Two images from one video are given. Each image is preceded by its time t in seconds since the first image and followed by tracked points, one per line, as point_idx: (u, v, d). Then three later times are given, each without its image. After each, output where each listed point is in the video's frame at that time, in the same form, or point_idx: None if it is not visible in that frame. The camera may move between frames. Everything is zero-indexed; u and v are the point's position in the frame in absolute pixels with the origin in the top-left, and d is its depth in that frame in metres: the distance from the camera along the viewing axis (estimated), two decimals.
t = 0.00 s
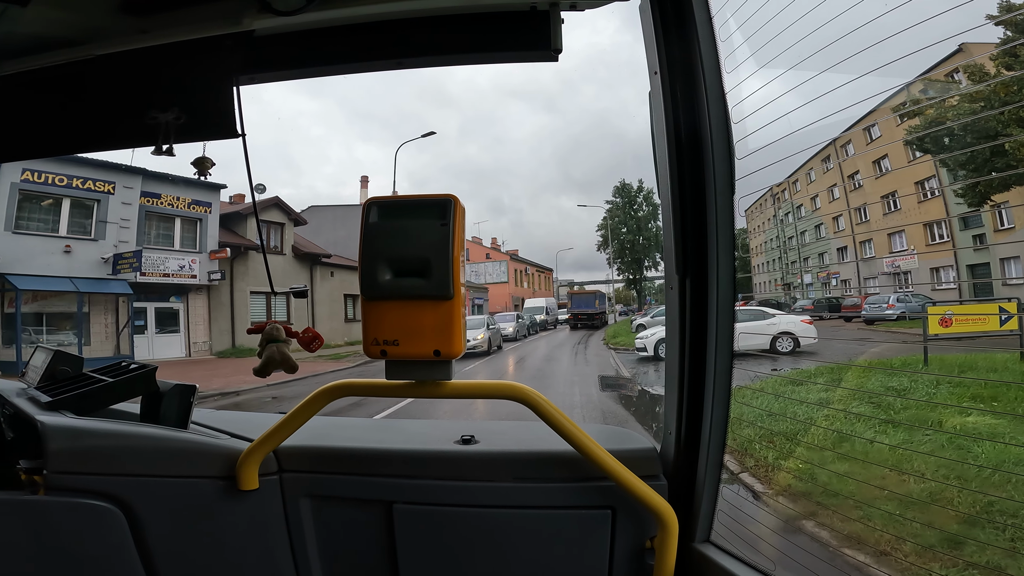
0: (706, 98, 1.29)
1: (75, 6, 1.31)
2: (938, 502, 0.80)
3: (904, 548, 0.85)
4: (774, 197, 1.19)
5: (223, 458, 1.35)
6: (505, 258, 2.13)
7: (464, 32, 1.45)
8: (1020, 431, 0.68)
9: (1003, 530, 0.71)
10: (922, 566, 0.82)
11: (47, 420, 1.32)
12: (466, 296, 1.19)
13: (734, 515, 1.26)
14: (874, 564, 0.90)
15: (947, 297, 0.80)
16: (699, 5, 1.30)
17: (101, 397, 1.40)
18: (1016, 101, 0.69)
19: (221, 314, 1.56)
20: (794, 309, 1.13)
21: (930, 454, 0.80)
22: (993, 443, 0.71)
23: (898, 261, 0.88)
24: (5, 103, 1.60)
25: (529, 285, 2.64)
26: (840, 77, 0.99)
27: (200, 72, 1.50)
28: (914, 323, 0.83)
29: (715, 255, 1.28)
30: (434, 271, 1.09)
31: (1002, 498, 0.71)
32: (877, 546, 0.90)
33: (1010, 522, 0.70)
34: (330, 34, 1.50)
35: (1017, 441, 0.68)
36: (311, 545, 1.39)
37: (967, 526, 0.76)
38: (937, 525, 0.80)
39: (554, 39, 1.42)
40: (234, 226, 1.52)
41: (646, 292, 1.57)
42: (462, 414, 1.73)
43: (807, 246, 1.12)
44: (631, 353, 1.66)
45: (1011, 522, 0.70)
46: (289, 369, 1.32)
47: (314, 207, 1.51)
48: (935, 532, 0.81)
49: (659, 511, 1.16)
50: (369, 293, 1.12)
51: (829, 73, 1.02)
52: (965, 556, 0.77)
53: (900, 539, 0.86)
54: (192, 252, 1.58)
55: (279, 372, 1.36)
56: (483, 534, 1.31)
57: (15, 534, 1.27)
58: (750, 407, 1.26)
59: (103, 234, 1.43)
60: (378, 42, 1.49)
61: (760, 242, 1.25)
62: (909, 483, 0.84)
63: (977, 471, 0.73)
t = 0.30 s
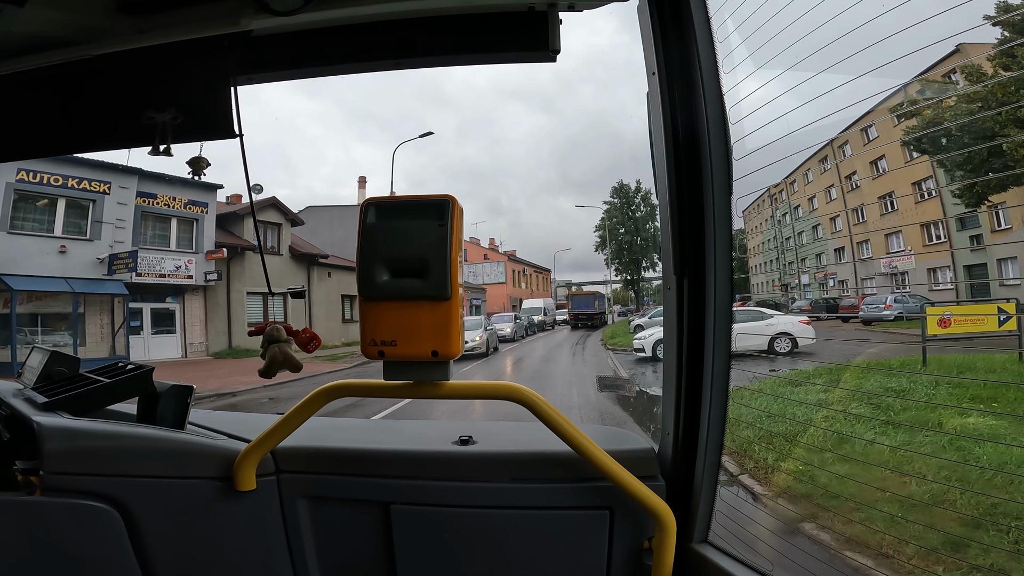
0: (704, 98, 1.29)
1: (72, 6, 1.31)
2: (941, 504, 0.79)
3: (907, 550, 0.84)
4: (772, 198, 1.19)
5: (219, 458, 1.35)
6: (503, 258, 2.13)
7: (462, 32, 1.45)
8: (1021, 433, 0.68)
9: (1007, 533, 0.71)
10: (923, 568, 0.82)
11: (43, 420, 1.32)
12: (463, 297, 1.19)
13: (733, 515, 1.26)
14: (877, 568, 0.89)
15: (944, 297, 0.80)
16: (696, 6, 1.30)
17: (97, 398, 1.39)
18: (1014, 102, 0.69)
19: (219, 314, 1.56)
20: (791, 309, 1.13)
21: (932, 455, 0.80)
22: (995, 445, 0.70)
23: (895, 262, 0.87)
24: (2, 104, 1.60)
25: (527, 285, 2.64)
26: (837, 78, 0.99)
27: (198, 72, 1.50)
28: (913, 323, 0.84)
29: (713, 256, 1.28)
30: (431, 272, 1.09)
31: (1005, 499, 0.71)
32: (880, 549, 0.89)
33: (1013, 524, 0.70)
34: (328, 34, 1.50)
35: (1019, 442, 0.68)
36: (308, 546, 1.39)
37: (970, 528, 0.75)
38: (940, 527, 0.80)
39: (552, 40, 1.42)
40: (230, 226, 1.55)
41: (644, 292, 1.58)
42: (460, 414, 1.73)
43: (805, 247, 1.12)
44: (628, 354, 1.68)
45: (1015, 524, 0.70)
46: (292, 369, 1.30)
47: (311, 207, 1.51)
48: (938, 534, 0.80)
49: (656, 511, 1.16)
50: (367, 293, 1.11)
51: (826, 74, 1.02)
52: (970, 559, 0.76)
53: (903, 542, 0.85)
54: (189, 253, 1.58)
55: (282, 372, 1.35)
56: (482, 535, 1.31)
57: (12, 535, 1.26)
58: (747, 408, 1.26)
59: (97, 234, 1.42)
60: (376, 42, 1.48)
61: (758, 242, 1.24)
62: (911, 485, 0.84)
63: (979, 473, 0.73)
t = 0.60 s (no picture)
0: (704, 98, 1.29)
1: (71, 6, 1.31)
2: (945, 506, 0.79)
3: (911, 552, 0.84)
4: (771, 198, 1.19)
5: (219, 458, 1.35)
6: (503, 258, 2.12)
7: (462, 33, 1.45)
8: None
9: (1011, 534, 0.71)
10: (926, 569, 0.81)
11: (42, 420, 1.32)
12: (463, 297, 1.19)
13: (733, 516, 1.26)
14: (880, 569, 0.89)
15: (944, 298, 0.80)
16: (697, 6, 1.30)
17: (96, 398, 1.39)
18: (1015, 101, 0.69)
19: (218, 315, 1.55)
20: (791, 310, 1.13)
21: (935, 455, 0.80)
22: (998, 446, 0.70)
23: (895, 262, 0.88)
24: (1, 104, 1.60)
25: (526, 285, 2.64)
26: (837, 78, 0.99)
27: (198, 73, 1.50)
28: (914, 324, 0.84)
29: (712, 256, 1.28)
30: (431, 272, 1.08)
31: (1009, 500, 0.71)
32: (883, 550, 0.89)
33: (1016, 526, 0.70)
34: (328, 34, 1.50)
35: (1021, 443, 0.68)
36: (308, 546, 1.39)
37: (974, 530, 0.75)
38: (944, 529, 0.79)
39: (552, 40, 1.42)
40: (230, 226, 1.56)
41: (643, 292, 1.58)
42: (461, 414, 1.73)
43: (805, 247, 1.12)
44: (629, 355, 1.68)
45: (1020, 526, 0.69)
46: (290, 369, 1.30)
47: (311, 207, 1.51)
48: (941, 535, 0.80)
49: (656, 510, 1.16)
50: (367, 294, 1.11)
51: (826, 74, 1.02)
52: (974, 560, 0.76)
53: (906, 543, 0.85)
54: (187, 253, 1.59)
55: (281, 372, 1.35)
56: (482, 535, 1.31)
57: (12, 535, 1.26)
58: (747, 408, 1.26)
59: (97, 235, 1.42)
60: (376, 43, 1.48)
61: (758, 242, 1.24)
62: (914, 486, 0.84)
63: (982, 474, 0.73)
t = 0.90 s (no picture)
0: (704, 98, 1.29)
1: (71, 6, 1.31)
2: (946, 506, 0.79)
3: (913, 553, 0.84)
4: (772, 198, 1.19)
5: (219, 459, 1.35)
6: (503, 258, 2.12)
7: (462, 33, 1.45)
8: None
9: (1013, 535, 0.71)
10: (928, 570, 0.81)
11: (42, 420, 1.32)
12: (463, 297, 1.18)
13: (733, 516, 1.26)
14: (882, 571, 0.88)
15: (944, 298, 0.80)
16: (697, 6, 1.30)
17: (96, 398, 1.40)
18: (1015, 101, 0.69)
19: (218, 315, 1.52)
20: (791, 310, 1.13)
21: (936, 455, 0.80)
22: (999, 446, 0.70)
23: (895, 262, 0.87)
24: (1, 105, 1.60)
25: (527, 285, 2.64)
26: (837, 78, 0.99)
27: (197, 73, 1.50)
28: (915, 324, 0.84)
29: (712, 256, 1.28)
30: (431, 272, 1.08)
31: (1011, 501, 0.70)
32: (885, 551, 0.88)
33: (1018, 527, 0.70)
34: (328, 34, 1.50)
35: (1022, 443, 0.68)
36: (308, 547, 1.38)
37: (976, 530, 0.75)
38: (945, 530, 0.79)
39: (552, 40, 1.42)
40: (230, 227, 1.56)
41: (643, 292, 1.58)
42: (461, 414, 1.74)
43: (805, 247, 1.12)
44: (629, 356, 1.65)
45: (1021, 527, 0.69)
46: (287, 370, 1.32)
47: (310, 207, 1.51)
48: (942, 536, 0.80)
49: (655, 510, 1.16)
50: (367, 294, 1.11)
51: (826, 74, 1.02)
52: (975, 561, 0.75)
53: (908, 544, 0.85)
54: (187, 253, 1.57)
55: (276, 372, 1.36)
56: (483, 536, 1.31)
57: (11, 535, 1.26)
58: (747, 408, 1.26)
59: (96, 235, 1.42)
60: (376, 43, 1.48)
61: (758, 242, 1.24)
62: (915, 487, 0.84)
63: (983, 475, 0.72)
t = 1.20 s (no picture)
0: (704, 98, 1.29)
1: (71, 6, 1.31)
2: (946, 506, 0.79)
3: (913, 553, 0.84)
4: (772, 198, 1.19)
5: (219, 459, 1.35)
6: (503, 258, 2.12)
7: (462, 33, 1.45)
8: None
9: (1012, 535, 0.71)
10: (927, 570, 0.81)
11: (42, 420, 1.32)
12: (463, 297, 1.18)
13: (732, 515, 1.27)
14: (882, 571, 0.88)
15: (943, 298, 0.80)
16: (697, 5, 1.30)
17: (97, 398, 1.40)
18: (1014, 101, 0.69)
19: (218, 315, 1.54)
20: (791, 310, 1.13)
21: (936, 455, 0.80)
22: (999, 446, 0.70)
23: (895, 262, 0.87)
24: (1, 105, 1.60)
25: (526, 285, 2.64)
26: (836, 78, 0.99)
27: (197, 72, 1.50)
28: (914, 324, 0.84)
29: (712, 256, 1.28)
30: (431, 272, 1.08)
31: (1011, 501, 0.71)
32: (885, 551, 0.88)
33: (1018, 527, 0.70)
34: (328, 34, 1.50)
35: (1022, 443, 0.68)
36: (308, 547, 1.38)
37: (976, 531, 0.75)
38: (945, 530, 0.79)
39: (552, 39, 1.42)
40: (229, 227, 1.57)
41: (643, 292, 1.58)
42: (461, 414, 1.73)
43: (805, 247, 1.12)
44: (629, 356, 1.66)
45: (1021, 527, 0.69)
46: (294, 369, 1.32)
47: (310, 207, 1.51)
48: (942, 536, 0.80)
49: (655, 510, 1.16)
50: (367, 294, 1.11)
51: (826, 74, 1.02)
52: (976, 561, 0.75)
53: (907, 544, 0.85)
54: (186, 253, 1.59)
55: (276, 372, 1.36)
56: (482, 536, 1.31)
57: (11, 535, 1.26)
58: (746, 408, 1.26)
59: (96, 235, 1.42)
60: (376, 42, 1.48)
61: (758, 242, 1.24)
62: (915, 487, 0.84)
63: (983, 475, 0.73)
